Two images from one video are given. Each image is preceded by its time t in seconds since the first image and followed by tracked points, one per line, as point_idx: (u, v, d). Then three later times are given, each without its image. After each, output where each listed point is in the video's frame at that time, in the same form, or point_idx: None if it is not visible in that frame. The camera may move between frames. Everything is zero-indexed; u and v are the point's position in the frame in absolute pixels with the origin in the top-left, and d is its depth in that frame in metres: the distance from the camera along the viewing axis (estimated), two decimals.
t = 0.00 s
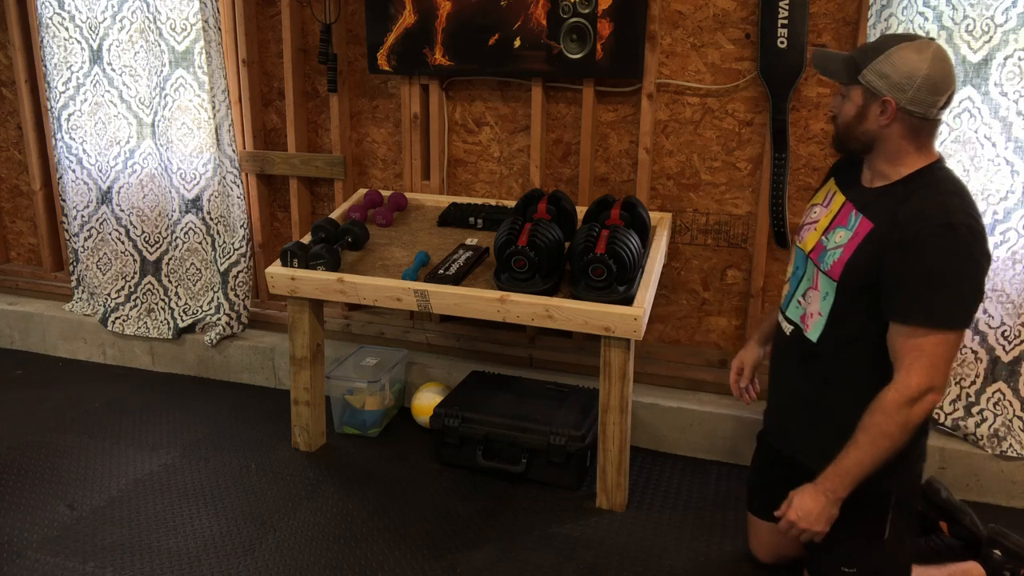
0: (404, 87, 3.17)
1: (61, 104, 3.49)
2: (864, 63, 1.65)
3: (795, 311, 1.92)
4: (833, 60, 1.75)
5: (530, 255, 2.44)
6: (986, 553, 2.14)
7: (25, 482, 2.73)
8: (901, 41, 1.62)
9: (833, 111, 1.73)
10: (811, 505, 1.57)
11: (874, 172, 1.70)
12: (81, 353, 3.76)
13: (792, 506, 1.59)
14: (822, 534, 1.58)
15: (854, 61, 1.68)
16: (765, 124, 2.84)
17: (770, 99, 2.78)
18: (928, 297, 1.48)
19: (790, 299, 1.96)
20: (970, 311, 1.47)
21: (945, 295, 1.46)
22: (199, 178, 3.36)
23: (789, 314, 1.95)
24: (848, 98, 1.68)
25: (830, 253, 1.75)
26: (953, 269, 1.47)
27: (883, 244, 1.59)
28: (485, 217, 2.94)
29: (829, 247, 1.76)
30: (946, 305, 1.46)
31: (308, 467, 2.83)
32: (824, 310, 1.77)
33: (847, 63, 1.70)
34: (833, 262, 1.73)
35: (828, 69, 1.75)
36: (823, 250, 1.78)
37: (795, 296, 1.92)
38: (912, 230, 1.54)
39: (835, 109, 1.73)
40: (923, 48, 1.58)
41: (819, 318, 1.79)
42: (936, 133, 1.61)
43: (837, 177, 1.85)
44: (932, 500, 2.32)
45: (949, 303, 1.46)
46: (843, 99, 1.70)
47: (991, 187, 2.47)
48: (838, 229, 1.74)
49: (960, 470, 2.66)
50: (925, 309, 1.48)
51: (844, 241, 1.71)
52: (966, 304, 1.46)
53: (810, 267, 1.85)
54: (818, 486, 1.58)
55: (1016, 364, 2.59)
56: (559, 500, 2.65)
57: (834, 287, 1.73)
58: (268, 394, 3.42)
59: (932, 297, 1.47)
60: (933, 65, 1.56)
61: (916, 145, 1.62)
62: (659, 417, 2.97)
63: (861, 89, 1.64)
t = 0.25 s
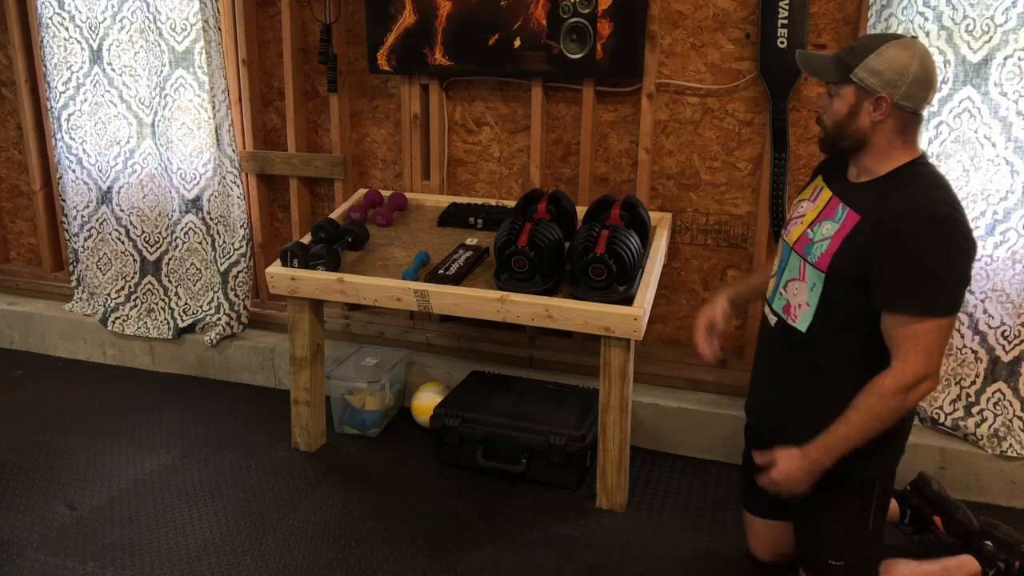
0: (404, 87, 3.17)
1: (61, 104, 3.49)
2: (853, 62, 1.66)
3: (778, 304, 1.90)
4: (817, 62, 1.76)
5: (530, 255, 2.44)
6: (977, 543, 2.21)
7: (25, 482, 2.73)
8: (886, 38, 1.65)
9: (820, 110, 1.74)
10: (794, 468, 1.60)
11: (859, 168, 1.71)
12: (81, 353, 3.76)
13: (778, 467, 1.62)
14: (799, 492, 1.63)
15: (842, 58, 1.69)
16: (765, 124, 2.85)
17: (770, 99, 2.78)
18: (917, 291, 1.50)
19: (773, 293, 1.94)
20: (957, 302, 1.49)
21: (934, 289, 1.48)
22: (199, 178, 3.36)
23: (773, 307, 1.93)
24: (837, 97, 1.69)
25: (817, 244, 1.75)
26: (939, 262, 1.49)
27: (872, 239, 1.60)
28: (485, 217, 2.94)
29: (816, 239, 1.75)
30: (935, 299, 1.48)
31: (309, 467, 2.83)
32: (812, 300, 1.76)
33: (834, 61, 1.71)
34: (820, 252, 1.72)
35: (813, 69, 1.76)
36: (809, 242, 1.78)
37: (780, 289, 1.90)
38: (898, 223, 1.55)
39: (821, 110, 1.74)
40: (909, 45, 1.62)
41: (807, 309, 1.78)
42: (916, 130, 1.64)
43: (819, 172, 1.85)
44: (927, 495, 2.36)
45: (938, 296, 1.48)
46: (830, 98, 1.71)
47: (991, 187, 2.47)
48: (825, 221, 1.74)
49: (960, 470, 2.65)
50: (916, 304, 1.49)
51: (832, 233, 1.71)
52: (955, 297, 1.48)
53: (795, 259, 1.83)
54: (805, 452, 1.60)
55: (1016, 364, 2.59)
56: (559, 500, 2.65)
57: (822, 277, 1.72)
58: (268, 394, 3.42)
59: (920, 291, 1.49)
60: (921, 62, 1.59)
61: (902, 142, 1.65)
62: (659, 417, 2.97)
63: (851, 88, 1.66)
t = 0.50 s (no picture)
0: (404, 87, 3.17)
1: (61, 104, 3.49)
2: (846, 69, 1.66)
3: (776, 297, 1.92)
4: (810, 64, 1.77)
5: (530, 255, 2.44)
6: (974, 541, 2.22)
7: (25, 482, 2.73)
8: (880, 43, 1.64)
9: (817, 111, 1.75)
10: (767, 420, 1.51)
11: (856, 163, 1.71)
12: (81, 353, 3.76)
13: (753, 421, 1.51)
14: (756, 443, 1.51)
15: (836, 65, 1.69)
16: (765, 124, 2.85)
17: (770, 98, 2.78)
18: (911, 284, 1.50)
19: (773, 286, 1.96)
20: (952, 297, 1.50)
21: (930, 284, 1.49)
22: (199, 178, 3.36)
23: (771, 299, 1.94)
24: (832, 101, 1.70)
25: (811, 235, 1.76)
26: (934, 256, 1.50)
27: (870, 234, 1.60)
28: (485, 217, 2.94)
29: (811, 231, 1.77)
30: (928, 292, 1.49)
31: (309, 467, 2.83)
32: (805, 291, 1.77)
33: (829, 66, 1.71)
34: (814, 243, 1.74)
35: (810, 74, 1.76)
36: (805, 234, 1.79)
37: (778, 281, 1.92)
38: (892, 217, 1.57)
39: (818, 111, 1.74)
40: (902, 51, 1.61)
41: (800, 300, 1.79)
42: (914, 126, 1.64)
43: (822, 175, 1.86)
44: (930, 497, 2.35)
45: (934, 293, 1.49)
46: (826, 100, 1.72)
47: (991, 187, 2.47)
48: (821, 214, 1.75)
49: (960, 470, 2.65)
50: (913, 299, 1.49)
51: (826, 224, 1.72)
52: (949, 291, 1.49)
53: (793, 250, 1.84)
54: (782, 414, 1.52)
55: (1016, 363, 2.59)
56: (559, 500, 2.65)
57: (814, 267, 1.73)
58: (268, 394, 3.42)
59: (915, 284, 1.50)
60: (914, 69, 1.58)
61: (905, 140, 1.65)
62: (659, 417, 2.97)
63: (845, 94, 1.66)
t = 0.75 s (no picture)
0: (404, 87, 3.17)
1: (61, 104, 3.49)
2: (852, 69, 1.65)
3: (779, 300, 1.92)
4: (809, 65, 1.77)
5: (531, 255, 2.44)
6: (976, 543, 2.21)
7: (25, 482, 2.73)
8: (885, 43, 1.64)
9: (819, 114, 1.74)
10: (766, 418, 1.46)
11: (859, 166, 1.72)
12: (81, 353, 3.76)
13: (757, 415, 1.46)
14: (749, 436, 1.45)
15: (840, 65, 1.68)
16: (765, 124, 2.85)
17: (770, 99, 2.78)
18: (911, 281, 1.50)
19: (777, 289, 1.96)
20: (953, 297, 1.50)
21: (931, 283, 1.48)
22: (199, 178, 3.36)
23: (774, 303, 1.94)
24: (836, 102, 1.69)
25: (815, 240, 1.76)
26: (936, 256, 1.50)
27: (873, 236, 1.61)
28: (485, 217, 2.94)
29: (814, 236, 1.77)
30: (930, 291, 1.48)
31: (308, 467, 2.83)
32: (807, 296, 1.78)
33: (833, 68, 1.70)
34: (817, 249, 1.74)
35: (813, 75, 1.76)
36: (808, 239, 1.79)
37: (781, 285, 1.92)
38: (894, 219, 1.57)
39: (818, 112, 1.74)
40: (907, 51, 1.61)
41: (802, 305, 1.79)
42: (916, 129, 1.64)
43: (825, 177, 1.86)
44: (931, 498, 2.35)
45: (935, 292, 1.49)
46: (829, 102, 1.71)
47: (991, 187, 2.47)
48: (825, 219, 1.75)
49: (959, 470, 2.65)
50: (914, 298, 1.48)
51: (829, 230, 1.72)
52: (949, 291, 1.49)
53: (796, 255, 1.85)
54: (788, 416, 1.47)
55: (1016, 363, 2.59)
56: (559, 500, 2.65)
57: (816, 273, 1.74)
58: (268, 394, 3.42)
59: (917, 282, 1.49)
60: (921, 68, 1.59)
61: (905, 141, 1.65)
62: (659, 417, 2.97)
63: (851, 94, 1.66)
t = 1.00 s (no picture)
0: (404, 87, 3.17)
1: (61, 104, 3.49)
2: (844, 71, 1.66)
3: (782, 303, 1.92)
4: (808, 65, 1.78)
5: (530, 255, 2.44)
6: (978, 544, 2.21)
7: (25, 482, 2.73)
8: (875, 44, 1.65)
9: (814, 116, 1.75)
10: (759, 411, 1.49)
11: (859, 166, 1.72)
12: (81, 353, 3.76)
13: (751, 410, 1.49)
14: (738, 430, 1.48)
15: (831, 68, 1.69)
16: (765, 124, 2.85)
17: (770, 98, 2.78)
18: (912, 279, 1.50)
19: (779, 291, 1.95)
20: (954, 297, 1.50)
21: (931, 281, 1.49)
22: (199, 178, 3.36)
23: (776, 306, 1.94)
24: (830, 104, 1.70)
25: (815, 242, 1.76)
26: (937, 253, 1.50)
27: (873, 233, 1.60)
28: (485, 217, 2.94)
29: (815, 237, 1.77)
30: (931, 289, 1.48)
31: (308, 467, 2.83)
32: (809, 298, 1.78)
33: (824, 70, 1.71)
34: (818, 250, 1.74)
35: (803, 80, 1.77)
36: (809, 241, 1.79)
37: (783, 288, 1.92)
38: (894, 216, 1.57)
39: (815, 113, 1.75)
40: (898, 49, 1.62)
41: (804, 307, 1.79)
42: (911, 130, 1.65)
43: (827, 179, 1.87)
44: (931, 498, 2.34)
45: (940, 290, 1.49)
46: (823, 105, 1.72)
47: (991, 186, 2.47)
48: (824, 220, 1.76)
49: (959, 470, 2.65)
50: (915, 297, 1.48)
51: (829, 231, 1.72)
52: (950, 289, 1.49)
53: (797, 258, 1.85)
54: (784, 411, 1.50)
55: (1016, 363, 2.59)
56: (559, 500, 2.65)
57: (818, 274, 1.74)
58: (268, 394, 3.42)
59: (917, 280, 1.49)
60: (913, 67, 1.59)
61: (904, 140, 1.65)
62: (659, 417, 2.97)
63: (844, 96, 1.66)
